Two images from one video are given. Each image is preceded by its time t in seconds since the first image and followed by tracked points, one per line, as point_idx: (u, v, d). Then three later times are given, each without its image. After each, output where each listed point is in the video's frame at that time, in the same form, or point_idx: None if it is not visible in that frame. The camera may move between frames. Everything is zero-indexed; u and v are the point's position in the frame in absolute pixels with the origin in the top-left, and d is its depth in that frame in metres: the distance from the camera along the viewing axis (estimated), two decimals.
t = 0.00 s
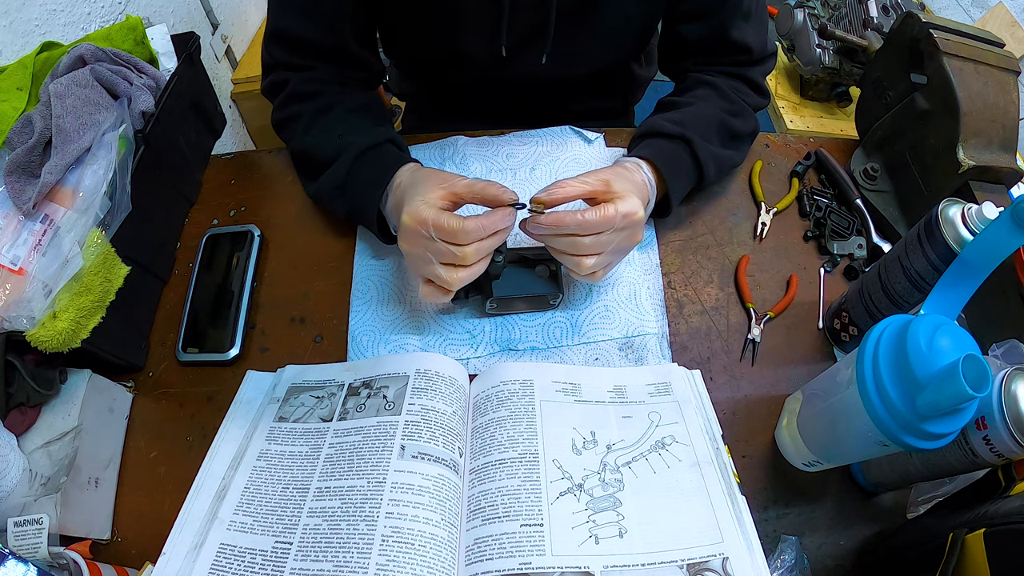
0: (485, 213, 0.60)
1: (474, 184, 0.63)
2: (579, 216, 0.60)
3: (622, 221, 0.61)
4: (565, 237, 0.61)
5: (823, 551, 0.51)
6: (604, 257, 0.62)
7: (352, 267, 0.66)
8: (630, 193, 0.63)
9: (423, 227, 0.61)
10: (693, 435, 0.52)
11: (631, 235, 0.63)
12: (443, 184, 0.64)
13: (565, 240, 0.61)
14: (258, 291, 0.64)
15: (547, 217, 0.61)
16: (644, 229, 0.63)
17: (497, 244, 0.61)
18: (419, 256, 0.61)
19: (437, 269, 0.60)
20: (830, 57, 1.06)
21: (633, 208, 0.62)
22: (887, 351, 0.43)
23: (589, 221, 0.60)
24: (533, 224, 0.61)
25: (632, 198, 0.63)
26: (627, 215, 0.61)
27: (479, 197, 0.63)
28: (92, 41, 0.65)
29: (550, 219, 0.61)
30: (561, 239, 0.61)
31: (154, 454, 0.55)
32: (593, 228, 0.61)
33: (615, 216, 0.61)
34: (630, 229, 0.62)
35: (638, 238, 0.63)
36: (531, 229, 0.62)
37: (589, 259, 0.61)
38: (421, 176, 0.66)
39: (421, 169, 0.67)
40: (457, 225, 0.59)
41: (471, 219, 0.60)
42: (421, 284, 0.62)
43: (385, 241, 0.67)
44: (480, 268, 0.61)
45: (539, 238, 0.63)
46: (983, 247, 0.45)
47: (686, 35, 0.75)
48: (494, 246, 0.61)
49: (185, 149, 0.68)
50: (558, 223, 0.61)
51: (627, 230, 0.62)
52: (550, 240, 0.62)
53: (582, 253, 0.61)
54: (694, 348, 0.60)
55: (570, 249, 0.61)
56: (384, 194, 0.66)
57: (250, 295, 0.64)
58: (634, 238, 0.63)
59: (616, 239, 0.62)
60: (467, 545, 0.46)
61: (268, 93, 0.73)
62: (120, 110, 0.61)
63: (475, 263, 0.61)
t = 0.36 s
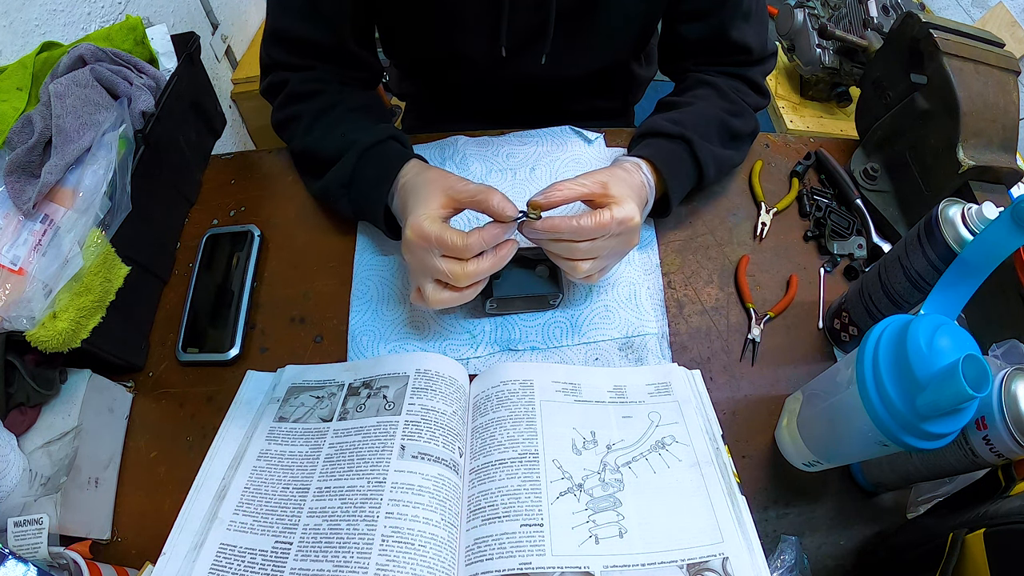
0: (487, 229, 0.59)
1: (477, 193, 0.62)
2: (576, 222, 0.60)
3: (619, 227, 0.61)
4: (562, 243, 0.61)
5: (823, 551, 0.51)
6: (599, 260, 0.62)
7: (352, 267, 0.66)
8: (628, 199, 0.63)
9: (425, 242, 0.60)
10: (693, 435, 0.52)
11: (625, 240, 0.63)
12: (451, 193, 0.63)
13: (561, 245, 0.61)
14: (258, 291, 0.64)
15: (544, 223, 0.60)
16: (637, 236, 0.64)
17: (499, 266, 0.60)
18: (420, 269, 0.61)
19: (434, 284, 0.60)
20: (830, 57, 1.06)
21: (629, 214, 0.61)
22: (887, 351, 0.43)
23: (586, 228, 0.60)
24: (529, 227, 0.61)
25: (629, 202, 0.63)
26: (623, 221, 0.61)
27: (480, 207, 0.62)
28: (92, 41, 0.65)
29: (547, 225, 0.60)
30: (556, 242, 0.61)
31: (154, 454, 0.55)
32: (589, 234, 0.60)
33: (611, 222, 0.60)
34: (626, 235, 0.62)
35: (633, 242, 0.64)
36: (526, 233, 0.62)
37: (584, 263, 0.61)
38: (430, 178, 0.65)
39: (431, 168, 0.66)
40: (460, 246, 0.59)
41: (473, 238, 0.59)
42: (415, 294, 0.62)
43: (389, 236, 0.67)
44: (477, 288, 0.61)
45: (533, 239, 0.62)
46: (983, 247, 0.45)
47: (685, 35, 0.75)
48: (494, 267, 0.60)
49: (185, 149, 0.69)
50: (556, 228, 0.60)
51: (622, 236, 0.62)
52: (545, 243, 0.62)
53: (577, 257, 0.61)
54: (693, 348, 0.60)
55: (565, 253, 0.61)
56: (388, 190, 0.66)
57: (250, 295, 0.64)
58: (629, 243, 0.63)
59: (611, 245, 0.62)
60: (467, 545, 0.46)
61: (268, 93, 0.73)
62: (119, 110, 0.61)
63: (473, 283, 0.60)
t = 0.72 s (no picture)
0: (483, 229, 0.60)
1: (473, 196, 0.62)
2: (579, 225, 0.60)
3: (622, 229, 0.61)
4: (565, 248, 0.61)
5: (823, 551, 0.51)
6: (604, 264, 0.62)
7: (352, 267, 0.66)
8: (630, 201, 0.63)
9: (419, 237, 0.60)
10: (693, 435, 0.52)
11: (628, 242, 0.63)
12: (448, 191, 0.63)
13: (566, 249, 0.61)
14: (258, 291, 0.64)
15: (547, 226, 0.60)
16: (640, 237, 0.64)
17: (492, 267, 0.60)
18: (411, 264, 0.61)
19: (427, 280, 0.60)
20: (830, 57, 1.06)
21: (632, 215, 0.61)
22: (887, 351, 0.43)
23: (589, 231, 0.60)
24: (533, 232, 0.60)
25: (630, 204, 0.63)
26: (626, 223, 0.61)
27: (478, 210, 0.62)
28: (92, 41, 0.65)
29: (549, 229, 0.60)
30: (560, 246, 0.61)
31: (154, 454, 0.55)
32: (593, 237, 0.60)
33: (615, 224, 0.60)
34: (629, 237, 0.62)
35: (637, 243, 0.63)
36: (529, 238, 0.61)
37: (589, 268, 0.61)
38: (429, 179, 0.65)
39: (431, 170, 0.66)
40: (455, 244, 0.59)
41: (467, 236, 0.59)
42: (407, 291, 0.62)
43: (388, 238, 0.67)
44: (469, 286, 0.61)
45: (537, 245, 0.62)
46: (983, 247, 0.45)
47: (685, 35, 0.75)
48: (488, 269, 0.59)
49: (185, 149, 0.69)
50: (559, 231, 0.60)
51: (625, 238, 0.62)
52: (549, 249, 0.62)
53: (582, 262, 0.61)
54: (693, 348, 0.60)
55: (569, 259, 0.61)
56: (388, 192, 0.66)
57: (250, 295, 0.64)
58: (632, 245, 0.63)
59: (615, 248, 0.62)
60: (467, 545, 0.46)
61: (269, 93, 0.73)
62: (119, 110, 0.61)
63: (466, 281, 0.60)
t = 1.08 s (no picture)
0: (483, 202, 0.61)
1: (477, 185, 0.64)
2: (588, 205, 0.60)
3: (632, 208, 0.61)
4: (580, 229, 0.60)
5: (823, 551, 0.51)
6: (618, 249, 0.61)
7: (352, 267, 0.66)
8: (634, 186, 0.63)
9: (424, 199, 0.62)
10: (693, 434, 0.52)
11: (640, 226, 0.62)
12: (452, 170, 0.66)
13: (578, 233, 0.60)
14: (258, 291, 0.64)
15: (557, 209, 0.59)
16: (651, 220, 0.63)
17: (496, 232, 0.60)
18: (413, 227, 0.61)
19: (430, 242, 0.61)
20: (830, 57, 1.06)
21: (639, 197, 0.62)
22: (887, 351, 0.43)
23: (599, 210, 0.60)
24: (543, 219, 0.59)
25: (637, 188, 0.63)
26: (635, 201, 0.61)
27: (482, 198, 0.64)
28: (92, 41, 0.65)
29: (560, 210, 0.59)
30: (572, 231, 0.60)
31: (154, 453, 0.55)
32: (603, 216, 0.60)
33: (624, 203, 0.61)
34: (640, 217, 0.62)
35: (648, 226, 0.63)
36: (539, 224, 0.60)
37: (605, 252, 0.61)
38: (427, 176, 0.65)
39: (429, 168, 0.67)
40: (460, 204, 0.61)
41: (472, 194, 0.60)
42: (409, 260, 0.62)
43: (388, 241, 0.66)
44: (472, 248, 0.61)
45: (548, 234, 0.62)
46: (983, 247, 0.45)
47: (685, 35, 0.75)
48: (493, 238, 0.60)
49: (185, 149, 0.69)
50: (569, 212, 0.59)
51: (636, 220, 0.62)
52: (561, 236, 0.61)
53: (597, 247, 0.60)
54: (693, 348, 0.60)
55: (585, 244, 0.60)
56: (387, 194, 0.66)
57: (250, 295, 0.64)
58: (643, 227, 0.62)
59: (628, 230, 0.61)
60: (467, 545, 0.46)
61: (269, 93, 0.73)
62: (119, 110, 0.61)
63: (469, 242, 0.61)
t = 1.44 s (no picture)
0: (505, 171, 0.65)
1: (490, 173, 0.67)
2: (587, 214, 0.59)
3: (632, 215, 0.61)
4: (580, 239, 0.60)
5: (823, 551, 0.51)
6: (618, 255, 0.61)
7: (352, 266, 0.66)
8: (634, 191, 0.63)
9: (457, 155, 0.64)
10: (693, 435, 0.52)
11: (640, 231, 0.62)
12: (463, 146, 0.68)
13: (579, 242, 0.60)
14: (258, 291, 0.64)
15: (558, 220, 0.59)
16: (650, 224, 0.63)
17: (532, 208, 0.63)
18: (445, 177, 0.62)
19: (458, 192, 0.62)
20: (830, 57, 1.06)
21: (639, 204, 0.61)
22: (887, 351, 0.43)
23: (598, 218, 0.59)
24: (543, 229, 0.60)
25: (637, 194, 0.63)
26: (635, 209, 0.61)
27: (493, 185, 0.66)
28: (92, 41, 0.65)
29: (560, 221, 0.59)
30: (573, 240, 0.60)
31: (154, 453, 0.55)
32: (603, 224, 0.60)
33: (624, 210, 0.60)
34: (640, 224, 0.62)
35: (648, 232, 0.63)
36: (539, 236, 0.60)
37: (605, 260, 0.60)
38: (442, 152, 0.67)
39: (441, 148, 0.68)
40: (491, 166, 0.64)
41: (500, 159, 0.64)
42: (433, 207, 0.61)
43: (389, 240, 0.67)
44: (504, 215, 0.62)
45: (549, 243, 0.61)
46: (983, 247, 0.45)
47: (685, 35, 0.75)
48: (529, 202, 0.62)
49: (185, 149, 0.69)
50: (569, 222, 0.59)
51: (635, 226, 0.62)
52: (562, 245, 0.61)
53: (597, 254, 0.60)
54: (693, 348, 0.60)
55: (586, 251, 0.60)
56: (388, 194, 0.66)
57: (250, 295, 0.64)
58: (644, 233, 0.62)
59: (627, 237, 0.61)
60: (466, 545, 0.46)
61: (268, 93, 0.73)
62: (120, 110, 0.61)
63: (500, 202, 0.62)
